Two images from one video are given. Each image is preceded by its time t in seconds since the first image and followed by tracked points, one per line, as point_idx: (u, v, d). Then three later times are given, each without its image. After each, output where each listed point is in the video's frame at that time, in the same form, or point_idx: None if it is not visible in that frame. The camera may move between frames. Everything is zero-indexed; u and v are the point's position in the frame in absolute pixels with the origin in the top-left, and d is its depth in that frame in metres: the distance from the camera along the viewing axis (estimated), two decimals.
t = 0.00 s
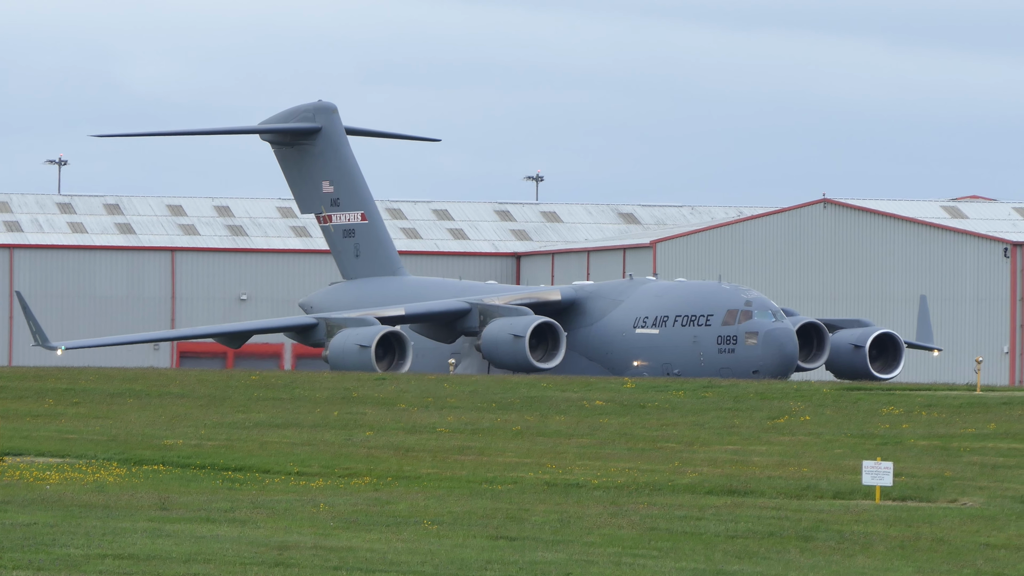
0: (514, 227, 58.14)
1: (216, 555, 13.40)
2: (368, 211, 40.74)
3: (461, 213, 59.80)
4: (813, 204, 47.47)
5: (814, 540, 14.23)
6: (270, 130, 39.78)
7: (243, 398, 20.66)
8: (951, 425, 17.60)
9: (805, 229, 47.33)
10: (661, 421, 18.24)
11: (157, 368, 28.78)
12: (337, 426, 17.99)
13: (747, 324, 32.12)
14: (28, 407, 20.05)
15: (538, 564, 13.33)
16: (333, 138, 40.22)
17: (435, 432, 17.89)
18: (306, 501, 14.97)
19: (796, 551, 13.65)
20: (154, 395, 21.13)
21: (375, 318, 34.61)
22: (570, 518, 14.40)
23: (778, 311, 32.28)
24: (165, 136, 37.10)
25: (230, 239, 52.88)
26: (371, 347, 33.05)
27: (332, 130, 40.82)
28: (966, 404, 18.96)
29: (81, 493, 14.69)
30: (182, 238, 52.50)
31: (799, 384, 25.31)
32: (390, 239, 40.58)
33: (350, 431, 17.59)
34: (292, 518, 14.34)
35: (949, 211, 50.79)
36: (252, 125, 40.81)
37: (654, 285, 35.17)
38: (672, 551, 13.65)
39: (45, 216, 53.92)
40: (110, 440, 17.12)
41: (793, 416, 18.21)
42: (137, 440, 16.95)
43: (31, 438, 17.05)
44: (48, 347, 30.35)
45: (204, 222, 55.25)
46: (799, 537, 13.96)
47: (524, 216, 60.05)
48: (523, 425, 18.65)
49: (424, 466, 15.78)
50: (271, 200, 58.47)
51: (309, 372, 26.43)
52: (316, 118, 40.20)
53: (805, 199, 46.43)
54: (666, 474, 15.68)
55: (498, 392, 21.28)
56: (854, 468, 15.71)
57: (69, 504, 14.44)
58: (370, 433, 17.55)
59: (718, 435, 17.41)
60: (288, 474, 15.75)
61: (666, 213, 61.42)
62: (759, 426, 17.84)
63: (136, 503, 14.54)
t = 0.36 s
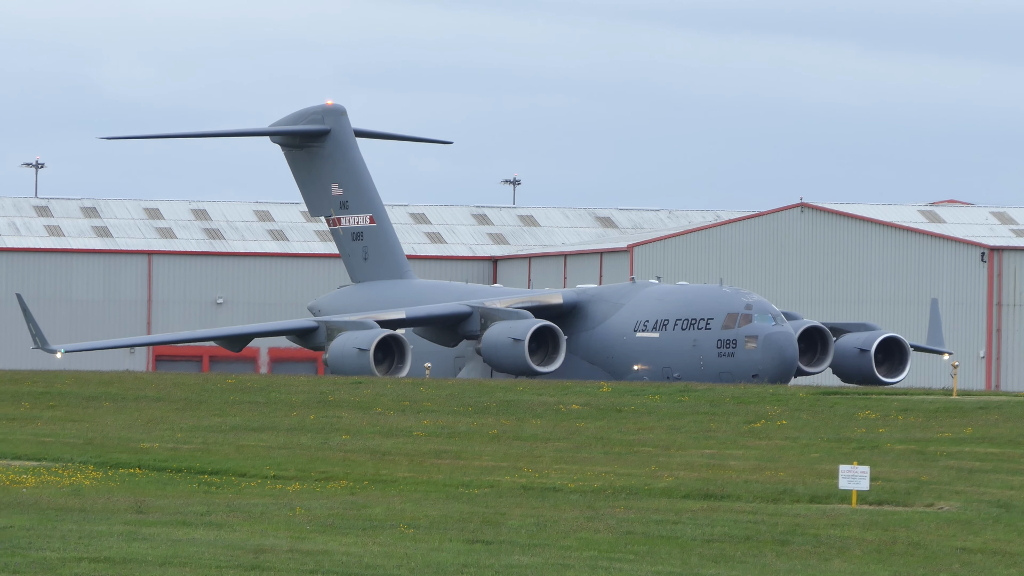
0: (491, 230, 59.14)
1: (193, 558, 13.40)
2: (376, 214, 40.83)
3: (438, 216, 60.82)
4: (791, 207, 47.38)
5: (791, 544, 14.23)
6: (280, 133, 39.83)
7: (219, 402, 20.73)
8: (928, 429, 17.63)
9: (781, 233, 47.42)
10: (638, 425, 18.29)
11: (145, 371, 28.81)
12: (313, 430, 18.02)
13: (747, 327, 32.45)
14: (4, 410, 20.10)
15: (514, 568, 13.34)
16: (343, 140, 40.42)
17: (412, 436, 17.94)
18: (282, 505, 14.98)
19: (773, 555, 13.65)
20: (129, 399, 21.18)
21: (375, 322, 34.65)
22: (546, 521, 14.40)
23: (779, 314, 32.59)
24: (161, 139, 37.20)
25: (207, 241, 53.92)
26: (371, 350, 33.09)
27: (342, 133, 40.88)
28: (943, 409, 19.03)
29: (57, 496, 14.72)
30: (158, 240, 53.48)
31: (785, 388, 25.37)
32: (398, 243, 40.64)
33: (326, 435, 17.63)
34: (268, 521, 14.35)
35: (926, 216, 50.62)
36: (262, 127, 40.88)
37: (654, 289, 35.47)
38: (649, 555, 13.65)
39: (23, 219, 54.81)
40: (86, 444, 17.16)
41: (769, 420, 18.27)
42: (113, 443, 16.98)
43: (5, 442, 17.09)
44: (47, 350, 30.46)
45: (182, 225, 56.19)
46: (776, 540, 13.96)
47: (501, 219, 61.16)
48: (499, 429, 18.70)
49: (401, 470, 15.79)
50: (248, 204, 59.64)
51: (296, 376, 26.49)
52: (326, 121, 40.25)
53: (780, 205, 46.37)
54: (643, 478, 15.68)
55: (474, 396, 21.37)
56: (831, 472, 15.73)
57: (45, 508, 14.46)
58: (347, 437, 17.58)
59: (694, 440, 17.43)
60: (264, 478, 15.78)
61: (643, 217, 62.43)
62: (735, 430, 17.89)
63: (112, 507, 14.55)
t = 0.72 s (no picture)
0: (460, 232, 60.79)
1: (159, 559, 13.41)
2: (374, 214, 40.86)
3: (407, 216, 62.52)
4: (759, 209, 48.52)
5: (759, 544, 14.25)
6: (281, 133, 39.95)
7: (187, 403, 20.86)
8: (893, 430, 17.73)
9: (748, 233, 48.63)
10: (605, 426, 18.38)
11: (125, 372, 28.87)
12: (281, 430, 18.09)
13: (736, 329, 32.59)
14: None
15: (481, 568, 13.38)
16: (342, 140, 40.51)
17: (379, 437, 18.00)
18: (250, 505, 15.03)
19: (740, 555, 13.69)
20: (98, 400, 21.31)
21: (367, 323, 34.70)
22: (514, 521, 14.43)
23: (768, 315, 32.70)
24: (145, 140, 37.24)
25: (175, 243, 56.38)
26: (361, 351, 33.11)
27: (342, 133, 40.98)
28: (908, 410, 19.19)
29: (24, 497, 14.76)
30: (126, 242, 56.06)
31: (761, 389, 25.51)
32: (396, 243, 40.69)
33: (294, 436, 17.69)
34: (235, 521, 14.37)
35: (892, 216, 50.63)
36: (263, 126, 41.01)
37: (646, 290, 35.62)
38: (616, 555, 13.69)
39: None
40: (54, 444, 17.23)
41: (736, 421, 18.38)
42: (81, 444, 17.06)
43: None
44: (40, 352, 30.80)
45: (149, 225, 59.12)
46: (743, 541, 13.99)
47: (468, 220, 62.90)
48: (467, 429, 18.79)
49: (368, 470, 15.83)
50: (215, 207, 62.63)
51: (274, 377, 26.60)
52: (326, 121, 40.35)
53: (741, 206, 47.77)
54: (611, 479, 15.71)
55: (442, 397, 21.52)
56: (798, 473, 15.79)
57: (12, 508, 14.50)
58: (314, 438, 17.64)
59: (661, 440, 17.51)
60: (232, 478, 15.85)
61: (611, 219, 64.20)
62: (702, 430, 17.97)
63: (78, 507, 14.59)
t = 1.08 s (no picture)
0: (434, 230, 63.40)
1: (147, 542, 14.14)
2: (382, 213, 42.35)
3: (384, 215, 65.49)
4: (721, 208, 50.03)
5: (720, 527, 15.04)
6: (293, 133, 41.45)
7: (173, 392, 21.65)
8: (850, 419, 18.61)
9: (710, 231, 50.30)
10: (574, 414, 19.26)
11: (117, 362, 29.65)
12: (263, 419, 18.87)
13: (720, 321, 33.15)
14: None
15: (456, 551, 14.20)
16: (352, 141, 42.04)
17: (357, 425, 18.80)
18: (234, 490, 15.78)
19: (702, 538, 14.51)
20: (87, 390, 22.10)
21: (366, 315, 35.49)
22: (486, 506, 15.20)
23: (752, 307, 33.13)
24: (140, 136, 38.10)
25: (161, 239, 58.48)
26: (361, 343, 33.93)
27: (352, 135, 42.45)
28: (862, 399, 20.14)
29: (19, 482, 15.47)
30: (114, 238, 58.10)
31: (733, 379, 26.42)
32: (402, 241, 42.06)
33: (276, 424, 18.47)
34: (221, 506, 15.11)
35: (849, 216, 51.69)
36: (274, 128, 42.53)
37: (637, 285, 36.25)
38: (584, 539, 14.49)
39: None
40: (45, 432, 17.98)
41: (699, 409, 19.32)
42: (72, 431, 17.82)
43: None
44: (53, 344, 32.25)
45: (137, 224, 60.99)
46: (705, 524, 14.77)
47: (443, 220, 65.25)
48: (442, 418, 19.65)
49: (346, 457, 16.61)
50: (200, 205, 65.03)
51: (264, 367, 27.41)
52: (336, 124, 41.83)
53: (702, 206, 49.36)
54: (579, 466, 16.51)
55: (417, 387, 22.39)
56: (758, 460, 16.64)
57: (7, 493, 15.21)
58: (296, 426, 18.42)
59: (627, 428, 18.34)
60: (217, 465, 16.61)
61: (579, 217, 66.91)
62: (666, 419, 18.87)
63: (71, 493, 15.29)
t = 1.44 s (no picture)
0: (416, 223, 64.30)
1: (141, 522, 14.82)
2: (393, 205, 43.88)
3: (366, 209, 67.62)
4: (691, 201, 52.26)
5: (691, 508, 15.99)
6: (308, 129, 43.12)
7: (165, 377, 22.42)
8: (813, 404, 19.69)
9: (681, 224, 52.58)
10: (551, 399, 20.26)
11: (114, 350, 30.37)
12: (252, 404, 19.70)
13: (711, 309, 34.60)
14: None
15: (438, 531, 15.08)
16: (364, 137, 43.56)
17: (343, 409, 19.70)
18: (223, 473, 16.53)
19: (674, 518, 15.44)
20: (81, 375, 22.80)
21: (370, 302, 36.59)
22: (466, 488, 16.08)
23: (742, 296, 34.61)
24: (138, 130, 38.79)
25: (153, 231, 59.53)
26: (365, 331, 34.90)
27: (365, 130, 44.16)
28: (827, 385, 21.27)
29: (17, 465, 16.11)
30: (109, 231, 58.90)
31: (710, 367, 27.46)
32: (412, 232, 43.61)
33: (265, 409, 19.31)
34: (211, 488, 15.85)
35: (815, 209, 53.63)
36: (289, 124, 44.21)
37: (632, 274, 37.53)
38: (561, 519, 15.39)
39: None
40: (42, 416, 18.69)
41: (671, 395, 20.37)
42: (68, 416, 18.54)
43: None
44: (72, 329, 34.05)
45: (130, 217, 61.96)
46: (676, 505, 15.70)
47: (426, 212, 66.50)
48: (425, 402, 20.60)
49: (332, 441, 17.49)
50: (191, 199, 65.98)
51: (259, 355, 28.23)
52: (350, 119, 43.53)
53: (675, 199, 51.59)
54: (555, 449, 17.46)
55: (400, 372, 23.32)
56: (727, 443, 17.65)
57: (6, 475, 15.83)
58: (283, 410, 19.27)
59: (602, 413, 19.33)
60: (207, 448, 17.38)
61: (556, 210, 68.36)
62: (639, 405, 19.87)
63: (67, 475, 15.94)
